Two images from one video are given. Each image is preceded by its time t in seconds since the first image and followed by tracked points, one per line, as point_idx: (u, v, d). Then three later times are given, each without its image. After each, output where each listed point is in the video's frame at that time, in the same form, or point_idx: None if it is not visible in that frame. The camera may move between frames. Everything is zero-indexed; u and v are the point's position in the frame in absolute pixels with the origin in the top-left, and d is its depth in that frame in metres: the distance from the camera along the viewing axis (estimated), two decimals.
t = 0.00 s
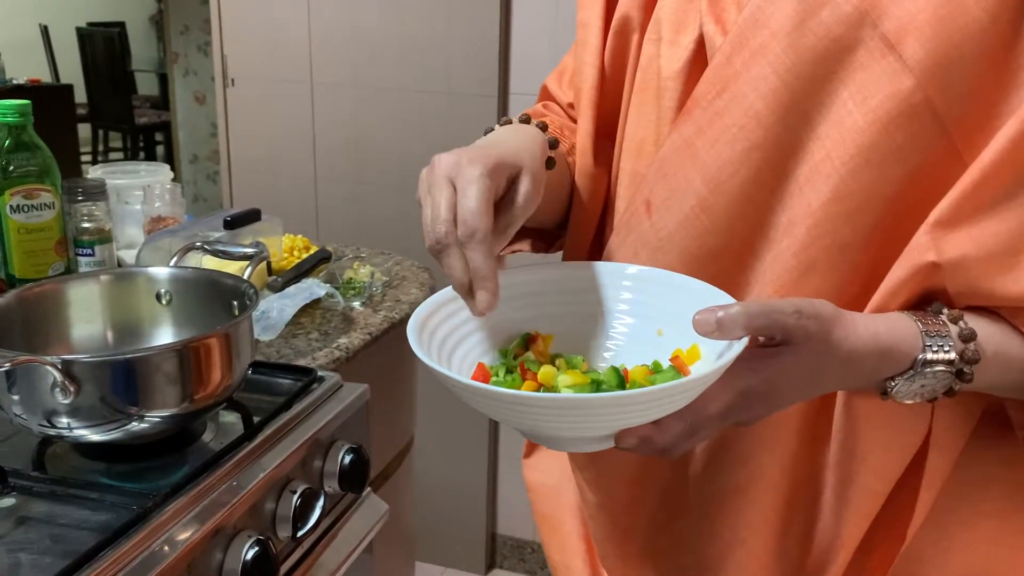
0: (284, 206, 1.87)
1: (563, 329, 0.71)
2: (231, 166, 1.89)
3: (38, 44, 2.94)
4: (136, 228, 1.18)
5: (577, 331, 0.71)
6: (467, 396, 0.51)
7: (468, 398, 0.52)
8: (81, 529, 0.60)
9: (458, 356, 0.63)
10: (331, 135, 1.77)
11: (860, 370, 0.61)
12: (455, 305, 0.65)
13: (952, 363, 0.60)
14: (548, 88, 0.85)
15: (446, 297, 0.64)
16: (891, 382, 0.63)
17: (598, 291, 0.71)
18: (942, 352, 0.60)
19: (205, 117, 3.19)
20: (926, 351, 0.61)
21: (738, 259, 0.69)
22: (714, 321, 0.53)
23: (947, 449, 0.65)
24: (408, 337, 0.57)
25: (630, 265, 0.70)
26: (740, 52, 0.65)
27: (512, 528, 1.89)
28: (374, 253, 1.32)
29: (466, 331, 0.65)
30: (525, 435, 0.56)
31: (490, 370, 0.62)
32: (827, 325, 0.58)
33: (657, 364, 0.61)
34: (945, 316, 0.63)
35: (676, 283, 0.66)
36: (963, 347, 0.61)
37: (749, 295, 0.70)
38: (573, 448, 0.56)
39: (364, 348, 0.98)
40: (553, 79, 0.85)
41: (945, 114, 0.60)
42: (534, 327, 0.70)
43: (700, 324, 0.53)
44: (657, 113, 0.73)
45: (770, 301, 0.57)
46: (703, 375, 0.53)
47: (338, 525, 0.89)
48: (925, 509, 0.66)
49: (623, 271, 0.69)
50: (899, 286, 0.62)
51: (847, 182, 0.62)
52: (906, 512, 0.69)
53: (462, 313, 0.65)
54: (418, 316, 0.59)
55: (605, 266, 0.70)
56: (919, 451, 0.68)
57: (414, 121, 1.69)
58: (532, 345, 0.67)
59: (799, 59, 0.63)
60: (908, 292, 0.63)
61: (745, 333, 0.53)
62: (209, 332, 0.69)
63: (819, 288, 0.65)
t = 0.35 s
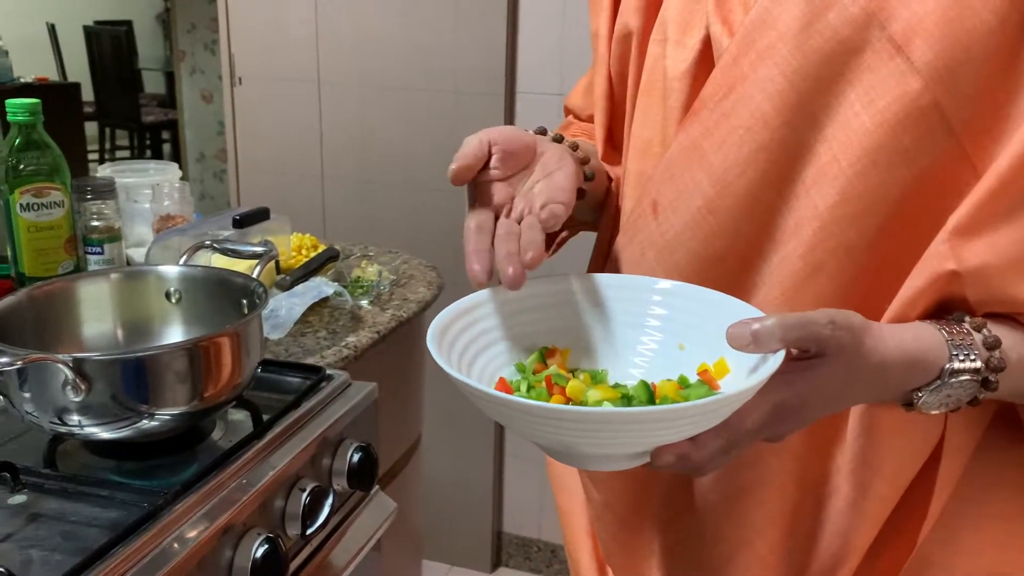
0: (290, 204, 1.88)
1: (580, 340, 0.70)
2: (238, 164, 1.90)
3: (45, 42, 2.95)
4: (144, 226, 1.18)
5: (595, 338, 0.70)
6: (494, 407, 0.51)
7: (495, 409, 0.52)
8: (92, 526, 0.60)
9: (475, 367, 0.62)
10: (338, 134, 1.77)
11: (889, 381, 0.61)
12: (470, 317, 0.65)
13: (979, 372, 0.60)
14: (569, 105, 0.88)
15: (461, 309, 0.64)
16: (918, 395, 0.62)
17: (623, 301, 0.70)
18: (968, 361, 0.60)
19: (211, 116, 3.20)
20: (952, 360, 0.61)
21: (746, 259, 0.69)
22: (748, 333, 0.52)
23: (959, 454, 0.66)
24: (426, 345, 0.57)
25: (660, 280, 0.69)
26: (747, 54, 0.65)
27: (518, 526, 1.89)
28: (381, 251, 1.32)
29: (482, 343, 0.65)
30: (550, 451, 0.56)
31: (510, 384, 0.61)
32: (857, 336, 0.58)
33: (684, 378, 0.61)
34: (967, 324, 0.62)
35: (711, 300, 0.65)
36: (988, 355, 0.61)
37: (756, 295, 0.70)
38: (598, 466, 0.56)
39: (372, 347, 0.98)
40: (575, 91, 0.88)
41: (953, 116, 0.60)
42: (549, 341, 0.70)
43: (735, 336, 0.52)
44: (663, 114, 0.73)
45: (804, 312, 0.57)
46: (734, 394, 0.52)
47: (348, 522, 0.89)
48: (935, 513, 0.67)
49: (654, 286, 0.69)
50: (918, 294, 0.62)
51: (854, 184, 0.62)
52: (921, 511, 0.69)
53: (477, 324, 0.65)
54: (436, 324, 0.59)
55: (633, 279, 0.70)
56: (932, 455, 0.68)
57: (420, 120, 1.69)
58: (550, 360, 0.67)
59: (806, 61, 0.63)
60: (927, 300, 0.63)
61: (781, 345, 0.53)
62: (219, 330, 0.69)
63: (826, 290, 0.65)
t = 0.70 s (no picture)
0: (296, 203, 1.88)
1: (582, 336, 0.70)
2: (243, 162, 1.90)
3: (51, 41, 2.96)
4: (150, 225, 1.18)
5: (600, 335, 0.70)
6: (491, 409, 0.51)
7: (493, 410, 0.51)
8: (97, 524, 0.60)
9: (475, 363, 0.62)
10: (342, 132, 1.77)
11: (892, 379, 0.60)
12: (471, 313, 0.65)
13: (983, 369, 0.60)
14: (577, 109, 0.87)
15: (463, 306, 0.64)
16: (921, 391, 0.62)
17: (621, 296, 0.70)
18: (973, 358, 0.60)
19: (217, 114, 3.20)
20: (956, 357, 0.60)
21: (746, 257, 0.69)
22: (747, 331, 0.52)
23: (965, 457, 0.65)
24: (425, 344, 0.57)
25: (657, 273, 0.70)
26: (744, 50, 0.65)
27: (523, 525, 1.89)
28: (386, 250, 1.32)
29: (484, 339, 0.65)
30: (549, 450, 0.56)
31: (508, 382, 0.61)
32: (861, 334, 0.58)
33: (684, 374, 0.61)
34: (972, 321, 0.62)
35: (706, 294, 0.66)
36: (993, 352, 0.60)
37: (755, 293, 0.69)
38: (597, 465, 0.56)
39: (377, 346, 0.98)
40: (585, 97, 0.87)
41: (951, 110, 0.60)
42: (552, 336, 0.70)
43: (734, 333, 0.52)
44: (664, 111, 0.73)
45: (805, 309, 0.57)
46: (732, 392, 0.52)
47: (353, 520, 0.89)
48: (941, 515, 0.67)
49: (650, 281, 0.69)
50: (919, 290, 0.62)
51: (851, 179, 0.62)
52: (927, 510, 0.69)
53: (478, 321, 0.65)
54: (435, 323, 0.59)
55: (631, 274, 0.70)
56: (938, 457, 0.67)
57: (424, 118, 1.69)
58: (550, 355, 0.66)
59: (803, 57, 0.62)
60: (927, 297, 0.62)
61: (778, 344, 0.53)
62: (225, 328, 0.69)
63: (824, 286, 0.65)
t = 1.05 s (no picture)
0: (298, 202, 1.88)
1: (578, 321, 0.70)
2: (246, 161, 1.90)
3: (54, 39, 2.96)
4: (151, 223, 1.18)
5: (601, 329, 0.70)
6: (480, 383, 0.51)
7: (481, 384, 0.51)
8: (98, 523, 0.60)
9: (470, 345, 0.63)
10: (345, 130, 1.77)
11: (889, 370, 0.60)
12: (468, 296, 0.65)
13: (982, 361, 0.59)
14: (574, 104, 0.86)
15: (458, 289, 0.64)
16: (918, 382, 0.61)
17: (614, 282, 0.70)
18: (970, 350, 0.59)
19: (220, 113, 3.20)
20: (954, 348, 0.60)
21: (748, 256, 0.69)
22: (740, 310, 0.52)
23: (964, 459, 0.65)
24: (421, 324, 0.57)
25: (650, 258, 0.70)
26: (747, 48, 0.64)
27: (525, 524, 1.89)
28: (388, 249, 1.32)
29: (479, 321, 0.65)
30: (539, 427, 0.56)
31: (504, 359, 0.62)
32: (854, 319, 0.57)
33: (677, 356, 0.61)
34: (972, 314, 0.61)
35: (700, 278, 0.66)
36: (992, 345, 0.59)
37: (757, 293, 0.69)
38: (589, 441, 0.56)
39: (378, 345, 0.98)
40: (582, 91, 0.87)
41: (955, 109, 0.59)
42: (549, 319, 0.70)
43: (726, 311, 0.53)
44: (667, 110, 0.72)
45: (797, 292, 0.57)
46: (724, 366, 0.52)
47: (354, 519, 0.89)
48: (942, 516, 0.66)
49: (644, 266, 0.69)
50: (916, 290, 0.62)
51: (854, 180, 0.61)
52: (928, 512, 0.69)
53: (474, 304, 0.65)
54: (431, 303, 0.59)
55: (624, 258, 0.70)
56: (939, 457, 0.67)
57: (427, 116, 1.69)
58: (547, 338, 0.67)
59: (807, 55, 0.62)
60: (925, 296, 0.62)
61: (772, 323, 0.53)
62: (227, 327, 0.69)
63: (827, 287, 0.65)
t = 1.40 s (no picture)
0: (299, 200, 1.87)
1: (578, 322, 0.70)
2: (247, 159, 1.89)
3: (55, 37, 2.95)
4: (152, 221, 1.18)
5: (602, 328, 0.70)
6: (478, 390, 0.51)
7: (479, 391, 0.51)
8: (99, 522, 0.60)
9: (470, 348, 0.63)
10: (347, 129, 1.77)
11: (885, 368, 0.60)
12: (470, 299, 0.65)
13: (982, 363, 0.59)
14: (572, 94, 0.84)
15: (459, 293, 0.64)
16: (917, 382, 0.62)
17: (613, 282, 0.70)
18: (971, 352, 0.59)
19: (222, 112, 3.20)
20: (953, 350, 0.60)
21: (753, 257, 0.68)
22: (736, 311, 0.52)
23: (973, 458, 0.64)
24: (421, 331, 0.57)
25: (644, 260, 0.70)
26: (756, 48, 0.64)
27: (526, 523, 1.89)
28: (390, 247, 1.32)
29: (481, 325, 0.65)
30: (537, 430, 0.56)
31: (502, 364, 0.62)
32: (852, 320, 0.57)
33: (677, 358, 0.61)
34: (972, 315, 0.61)
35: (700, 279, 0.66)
36: (992, 346, 0.59)
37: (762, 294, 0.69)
38: (589, 444, 0.55)
39: (380, 343, 0.98)
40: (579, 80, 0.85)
41: (966, 111, 0.59)
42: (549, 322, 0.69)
43: (723, 314, 0.52)
44: (673, 109, 0.72)
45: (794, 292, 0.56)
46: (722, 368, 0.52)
47: (356, 518, 0.89)
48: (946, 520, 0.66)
49: (640, 267, 0.69)
50: (921, 289, 0.61)
51: (863, 181, 0.61)
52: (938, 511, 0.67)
53: (476, 307, 0.65)
54: (431, 310, 0.59)
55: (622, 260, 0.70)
56: (943, 459, 0.67)
57: (429, 116, 1.69)
58: (546, 341, 0.66)
59: (816, 56, 0.62)
60: (930, 294, 0.62)
61: (768, 325, 0.52)
62: (227, 326, 0.68)
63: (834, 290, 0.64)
